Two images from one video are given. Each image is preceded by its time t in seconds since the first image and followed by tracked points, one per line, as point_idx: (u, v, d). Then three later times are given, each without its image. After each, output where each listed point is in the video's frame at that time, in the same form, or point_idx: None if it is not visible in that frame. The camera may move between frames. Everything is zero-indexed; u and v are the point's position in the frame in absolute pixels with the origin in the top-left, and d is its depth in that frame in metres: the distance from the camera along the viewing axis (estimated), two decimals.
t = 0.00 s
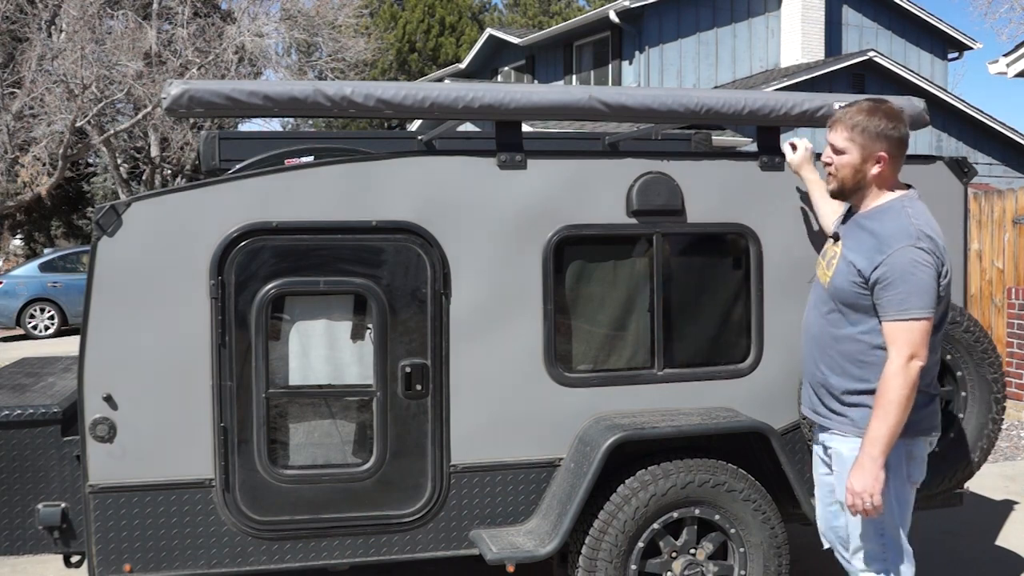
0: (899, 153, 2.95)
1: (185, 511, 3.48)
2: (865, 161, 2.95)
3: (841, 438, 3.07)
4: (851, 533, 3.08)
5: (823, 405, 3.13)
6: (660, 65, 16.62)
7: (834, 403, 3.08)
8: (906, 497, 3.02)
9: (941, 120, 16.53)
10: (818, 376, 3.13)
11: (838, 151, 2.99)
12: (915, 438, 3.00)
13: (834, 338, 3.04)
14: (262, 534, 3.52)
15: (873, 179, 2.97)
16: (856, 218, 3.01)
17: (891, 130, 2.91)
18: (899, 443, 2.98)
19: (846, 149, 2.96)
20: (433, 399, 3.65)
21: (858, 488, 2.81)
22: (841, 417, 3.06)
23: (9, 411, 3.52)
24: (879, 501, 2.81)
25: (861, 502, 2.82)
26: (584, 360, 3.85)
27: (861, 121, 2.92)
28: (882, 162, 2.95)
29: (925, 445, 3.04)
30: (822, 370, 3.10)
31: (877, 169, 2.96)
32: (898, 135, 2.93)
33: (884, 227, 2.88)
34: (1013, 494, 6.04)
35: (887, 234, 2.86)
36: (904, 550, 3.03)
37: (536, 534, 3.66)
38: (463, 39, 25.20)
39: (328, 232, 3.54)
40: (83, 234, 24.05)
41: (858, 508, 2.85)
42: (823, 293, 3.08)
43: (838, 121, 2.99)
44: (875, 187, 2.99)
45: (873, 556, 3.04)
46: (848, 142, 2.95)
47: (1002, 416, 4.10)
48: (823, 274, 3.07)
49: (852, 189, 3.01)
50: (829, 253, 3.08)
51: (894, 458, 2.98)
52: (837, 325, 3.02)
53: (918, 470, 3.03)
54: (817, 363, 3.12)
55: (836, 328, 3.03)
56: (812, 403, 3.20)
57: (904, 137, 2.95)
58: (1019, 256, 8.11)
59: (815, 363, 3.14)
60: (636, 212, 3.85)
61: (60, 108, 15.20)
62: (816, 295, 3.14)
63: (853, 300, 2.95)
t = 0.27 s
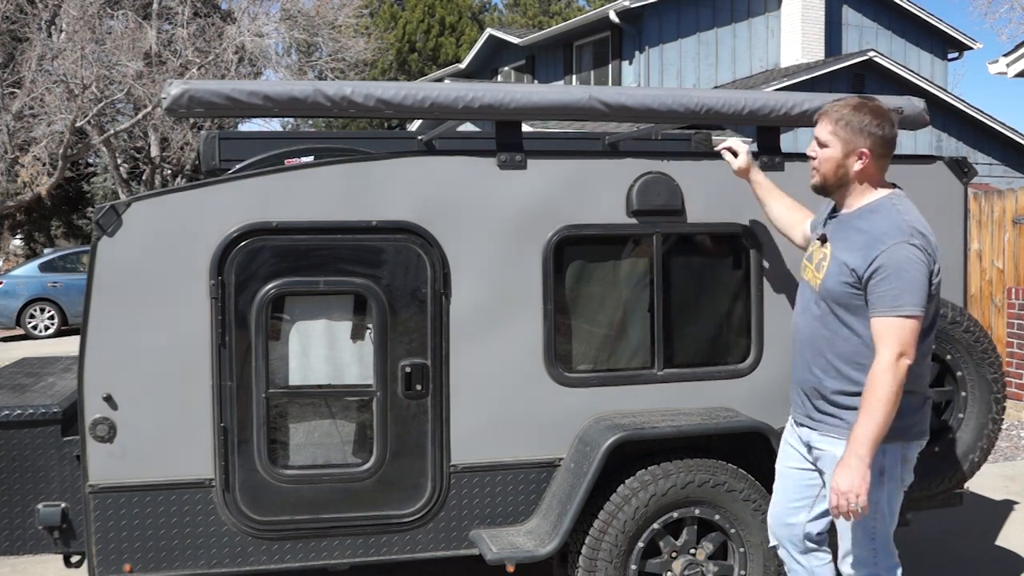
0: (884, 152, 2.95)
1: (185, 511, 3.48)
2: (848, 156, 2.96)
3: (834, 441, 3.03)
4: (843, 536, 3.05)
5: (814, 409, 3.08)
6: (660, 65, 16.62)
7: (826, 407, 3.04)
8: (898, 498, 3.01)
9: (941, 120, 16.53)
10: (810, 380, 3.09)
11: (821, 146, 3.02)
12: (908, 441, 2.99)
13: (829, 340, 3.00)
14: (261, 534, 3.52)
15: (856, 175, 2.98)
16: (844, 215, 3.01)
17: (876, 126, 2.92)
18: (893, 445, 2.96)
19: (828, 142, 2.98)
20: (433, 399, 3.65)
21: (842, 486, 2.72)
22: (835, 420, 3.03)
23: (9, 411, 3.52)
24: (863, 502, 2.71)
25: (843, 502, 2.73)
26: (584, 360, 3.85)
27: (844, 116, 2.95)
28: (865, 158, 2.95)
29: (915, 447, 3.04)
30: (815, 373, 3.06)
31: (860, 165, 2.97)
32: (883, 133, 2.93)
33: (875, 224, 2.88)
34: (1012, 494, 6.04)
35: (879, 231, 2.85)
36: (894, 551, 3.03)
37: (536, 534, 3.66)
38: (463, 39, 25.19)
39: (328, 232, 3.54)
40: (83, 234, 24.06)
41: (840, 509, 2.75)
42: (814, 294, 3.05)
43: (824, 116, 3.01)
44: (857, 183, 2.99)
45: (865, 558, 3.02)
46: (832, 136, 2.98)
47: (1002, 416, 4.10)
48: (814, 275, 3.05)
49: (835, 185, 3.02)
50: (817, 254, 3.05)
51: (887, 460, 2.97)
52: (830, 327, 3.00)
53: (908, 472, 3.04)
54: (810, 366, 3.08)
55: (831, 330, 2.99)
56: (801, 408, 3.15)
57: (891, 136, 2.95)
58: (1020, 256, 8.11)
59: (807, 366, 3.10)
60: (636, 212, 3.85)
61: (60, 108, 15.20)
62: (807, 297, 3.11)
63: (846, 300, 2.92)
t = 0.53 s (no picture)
0: (849, 153, 2.89)
1: (185, 511, 3.48)
2: (811, 155, 2.90)
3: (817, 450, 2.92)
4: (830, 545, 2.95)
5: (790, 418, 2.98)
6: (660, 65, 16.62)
7: (805, 414, 2.94)
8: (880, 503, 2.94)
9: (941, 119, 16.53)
10: (786, 388, 2.98)
11: (785, 145, 2.95)
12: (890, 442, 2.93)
13: (808, 346, 2.90)
14: (261, 534, 3.52)
15: (819, 174, 2.91)
16: (815, 217, 2.92)
17: (840, 127, 2.87)
18: (877, 447, 2.90)
19: (791, 142, 2.93)
20: (433, 399, 3.65)
21: (834, 490, 2.65)
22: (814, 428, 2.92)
23: (9, 411, 3.52)
24: (854, 504, 2.65)
25: (835, 505, 2.66)
26: (584, 360, 3.85)
27: (807, 115, 2.90)
28: (829, 158, 2.88)
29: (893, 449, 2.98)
30: (793, 379, 2.95)
31: (822, 165, 2.89)
32: (848, 133, 2.87)
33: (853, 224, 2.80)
34: (1012, 494, 6.04)
35: (859, 231, 2.78)
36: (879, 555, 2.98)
37: (536, 534, 3.66)
38: (463, 39, 25.18)
39: (328, 232, 3.54)
40: (83, 234, 24.06)
41: (830, 513, 2.67)
42: (788, 299, 2.95)
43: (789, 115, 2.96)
44: (820, 183, 2.91)
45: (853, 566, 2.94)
46: (796, 136, 2.92)
47: (1002, 416, 4.11)
48: (787, 279, 2.94)
49: (799, 185, 2.94)
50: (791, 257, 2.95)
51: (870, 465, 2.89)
52: (808, 333, 2.89)
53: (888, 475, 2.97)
54: (786, 373, 2.97)
55: (808, 336, 2.89)
56: (776, 418, 3.04)
57: (856, 137, 2.89)
58: (1019, 256, 8.11)
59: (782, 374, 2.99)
60: (636, 212, 3.84)
61: (60, 108, 15.20)
62: (777, 303, 3.00)
63: (827, 303, 2.82)
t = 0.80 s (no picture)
0: (797, 154, 2.95)
1: (185, 511, 3.48)
2: (762, 156, 2.95)
3: (772, 452, 2.95)
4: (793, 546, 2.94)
5: (740, 416, 3.00)
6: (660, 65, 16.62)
7: (755, 413, 2.97)
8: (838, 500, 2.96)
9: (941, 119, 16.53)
10: (735, 386, 3.00)
11: (735, 148, 3.01)
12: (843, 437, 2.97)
13: (759, 343, 2.92)
14: (261, 534, 3.52)
15: (769, 174, 2.96)
16: (765, 218, 2.97)
17: (789, 128, 2.93)
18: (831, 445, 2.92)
19: (741, 144, 2.98)
20: (433, 399, 3.65)
21: (826, 492, 2.73)
22: (766, 426, 2.95)
23: (9, 411, 3.52)
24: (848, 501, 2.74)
25: (832, 508, 2.74)
26: (584, 361, 3.85)
27: (755, 118, 2.96)
28: (779, 158, 2.94)
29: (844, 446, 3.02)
30: (741, 376, 2.97)
31: (773, 165, 2.95)
32: (796, 134, 2.94)
33: (805, 223, 2.85)
34: (1012, 494, 6.04)
35: (813, 230, 2.83)
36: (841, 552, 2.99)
37: (536, 534, 3.66)
38: (463, 39, 25.17)
39: (328, 232, 3.54)
40: (83, 234, 24.05)
41: (827, 514, 2.76)
42: (737, 296, 2.97)
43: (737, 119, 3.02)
44: (771, 183, 2.97)
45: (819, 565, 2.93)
46: (745, 138, 2.97)
47: (1002, 416, 4.11)
48: (736, 278, 2.97)
49: (750, 185, 2.99)
50: (740, 256, 2.98)
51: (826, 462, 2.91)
52: (759, 329, 2.92)
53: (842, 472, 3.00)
54: (735, 369, 2.98)
55: (759, 333, 2.92)
56: (725, 417, 3.05)
57: (804, 139, 2.96)
58: (1019, 256, 8.11)
59: (729, 370, 3.01)
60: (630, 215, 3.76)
61: (60, 108, 15.20)
62: (723, 300, 3.02)
63: (779, 300, 2.86)
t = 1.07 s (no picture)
0: (750, 146, 3.00)
1: (185, 511, 3.48)
2: (715, 150, 3.00)
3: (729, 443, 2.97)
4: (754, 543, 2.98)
5: (701, 405, 3.01)
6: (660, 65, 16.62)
7: (716, 402, 2.98)
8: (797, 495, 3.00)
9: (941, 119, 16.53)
10: (698, 375, 3.01)
11: (689, 144, 3.06)
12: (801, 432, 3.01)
13: (720, 331, 2.94)
14: (261, 534, 3.52)
15: (725, 168, 3.01)
16: (723, 211, 3.02)
17: (738, 120, 2.99)
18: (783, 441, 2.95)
19: (695, 140, 3.03)
20: (433, 399, 3.65)
21: (743, 465, 2.76)
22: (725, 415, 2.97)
23: (9, 411, 3.52)
24: (760, 479, 2.77)
25: (745, 480, 2.77)
26: (584, 361, 3.85)
27: (706, 113, 3.01)
28: (732, 150, 2.99)
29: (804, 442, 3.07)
30: (704, 365, 2.98)
31: (727, 158, 3.00)
32: (748, 126, 2.99)
33: (762, 212, 2.91)
34: (1012, 494, 6.04)
35: (769, 218, 2.87)
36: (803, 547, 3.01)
37: (536, 534, 3.66)
38: (463, 39, 25.16)
39: (328, 232, 3.54)
40: (83, 234, 24.05)
41: (739, 485, 2.79)
42: (696, 286, 2.99)
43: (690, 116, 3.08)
44: (727, 176, 3.02)
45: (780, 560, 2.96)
46: (698, 133, 3.03)
47: (1002, 416, 4.11)
48: (696, 267, 3.00)
49: (707, 181, 3.03)
50: (700, 247, 3.01)
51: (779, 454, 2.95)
52: (717, 317, 2.94)
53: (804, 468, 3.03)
54: (697, 358, 2.99)
55: (719, 321, 2.94)
56: (687, 407, 3.06)
57: (756, 131, 3.01)
58: (1019, 256, 8.11)
59: (692, 360, 3.01)
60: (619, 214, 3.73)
61: (60, 108, 15.20)
62: (682, 290, 3.04)
63: (737, 287, 2.89)
